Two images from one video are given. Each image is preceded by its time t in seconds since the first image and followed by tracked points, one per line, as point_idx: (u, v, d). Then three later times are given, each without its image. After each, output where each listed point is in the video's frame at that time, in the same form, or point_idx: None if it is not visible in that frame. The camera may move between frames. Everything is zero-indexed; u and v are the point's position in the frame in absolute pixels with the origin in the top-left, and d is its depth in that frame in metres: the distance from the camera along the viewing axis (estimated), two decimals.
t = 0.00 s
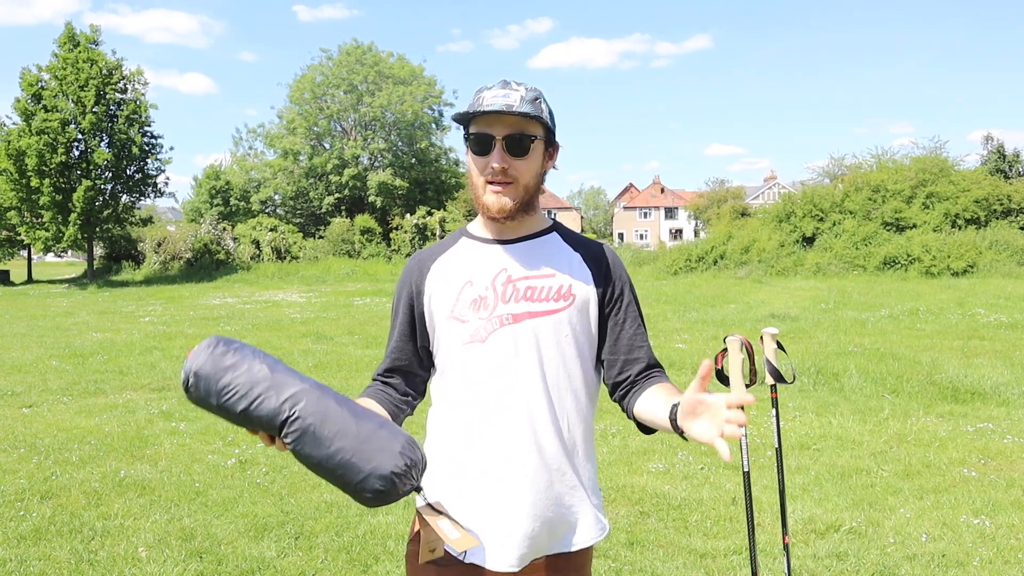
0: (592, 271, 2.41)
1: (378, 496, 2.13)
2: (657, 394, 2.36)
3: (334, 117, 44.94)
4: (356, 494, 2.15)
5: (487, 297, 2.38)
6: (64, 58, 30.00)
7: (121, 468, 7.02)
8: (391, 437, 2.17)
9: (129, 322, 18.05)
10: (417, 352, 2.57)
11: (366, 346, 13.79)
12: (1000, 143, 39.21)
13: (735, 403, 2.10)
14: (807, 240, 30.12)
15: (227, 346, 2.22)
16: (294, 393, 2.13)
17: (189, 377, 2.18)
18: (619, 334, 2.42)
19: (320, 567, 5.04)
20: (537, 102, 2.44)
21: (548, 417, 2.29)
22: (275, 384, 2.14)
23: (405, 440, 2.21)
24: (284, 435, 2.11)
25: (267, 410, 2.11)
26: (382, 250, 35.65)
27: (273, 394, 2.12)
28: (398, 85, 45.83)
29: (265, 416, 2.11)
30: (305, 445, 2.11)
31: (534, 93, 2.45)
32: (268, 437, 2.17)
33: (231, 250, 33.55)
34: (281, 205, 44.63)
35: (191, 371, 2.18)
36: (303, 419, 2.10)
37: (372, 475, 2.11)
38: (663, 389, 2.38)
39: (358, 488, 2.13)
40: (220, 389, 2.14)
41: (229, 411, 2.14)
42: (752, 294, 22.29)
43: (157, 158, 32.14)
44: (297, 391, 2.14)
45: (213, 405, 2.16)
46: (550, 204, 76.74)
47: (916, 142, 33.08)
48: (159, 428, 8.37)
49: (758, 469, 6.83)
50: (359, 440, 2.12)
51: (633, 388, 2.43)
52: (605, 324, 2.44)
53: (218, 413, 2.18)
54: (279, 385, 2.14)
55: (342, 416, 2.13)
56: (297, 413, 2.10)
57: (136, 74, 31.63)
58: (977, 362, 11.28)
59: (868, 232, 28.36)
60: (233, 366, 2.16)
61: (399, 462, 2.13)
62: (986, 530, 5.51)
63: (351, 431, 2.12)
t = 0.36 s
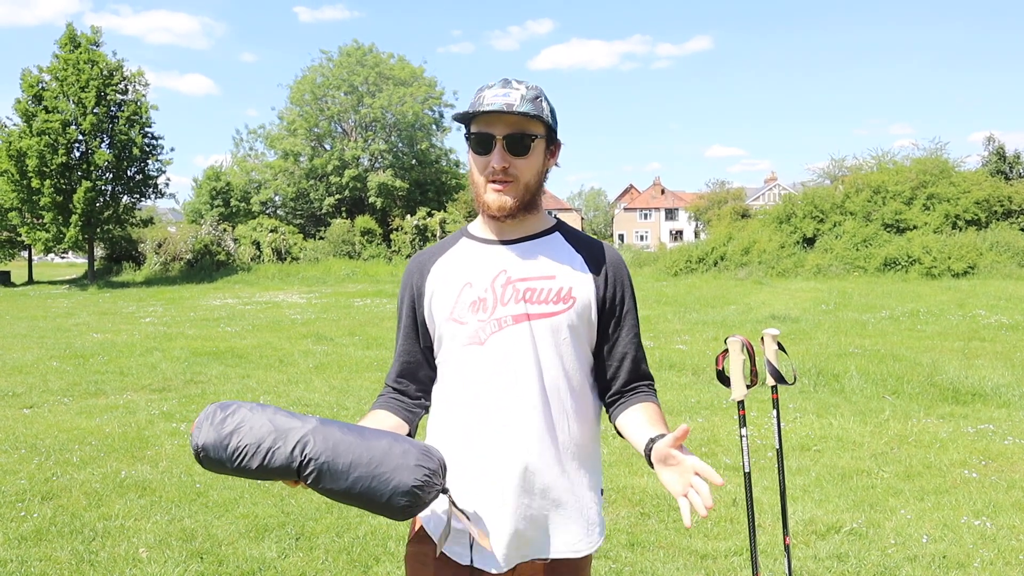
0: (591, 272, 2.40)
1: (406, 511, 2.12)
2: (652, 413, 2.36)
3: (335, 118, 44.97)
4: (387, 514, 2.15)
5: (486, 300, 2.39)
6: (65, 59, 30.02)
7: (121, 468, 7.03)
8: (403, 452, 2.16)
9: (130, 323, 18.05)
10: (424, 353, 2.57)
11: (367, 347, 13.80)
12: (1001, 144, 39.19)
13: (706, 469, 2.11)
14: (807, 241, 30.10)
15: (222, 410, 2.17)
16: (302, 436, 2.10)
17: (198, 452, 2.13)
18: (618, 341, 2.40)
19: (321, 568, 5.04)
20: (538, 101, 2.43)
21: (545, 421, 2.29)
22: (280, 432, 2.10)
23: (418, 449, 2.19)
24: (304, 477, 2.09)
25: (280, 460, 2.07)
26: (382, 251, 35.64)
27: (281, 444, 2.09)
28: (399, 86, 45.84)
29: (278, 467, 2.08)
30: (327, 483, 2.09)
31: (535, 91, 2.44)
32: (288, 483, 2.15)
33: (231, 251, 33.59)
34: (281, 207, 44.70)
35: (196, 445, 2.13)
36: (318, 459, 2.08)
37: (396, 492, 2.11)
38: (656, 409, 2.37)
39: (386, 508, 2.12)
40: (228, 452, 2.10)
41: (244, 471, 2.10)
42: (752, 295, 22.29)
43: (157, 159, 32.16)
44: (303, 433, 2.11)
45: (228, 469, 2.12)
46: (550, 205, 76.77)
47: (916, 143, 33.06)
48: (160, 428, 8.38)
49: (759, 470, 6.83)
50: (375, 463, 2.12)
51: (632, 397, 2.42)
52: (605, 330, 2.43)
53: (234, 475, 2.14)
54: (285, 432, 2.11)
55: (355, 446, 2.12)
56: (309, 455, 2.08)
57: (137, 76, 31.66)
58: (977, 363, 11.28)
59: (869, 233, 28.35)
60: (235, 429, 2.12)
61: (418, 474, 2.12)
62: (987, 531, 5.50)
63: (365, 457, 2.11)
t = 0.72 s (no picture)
0: (591, 273, 2.40)
1: (412, 498, 2.12)
2: (650, 412, 2.35)
3: (335, 119, 45.01)
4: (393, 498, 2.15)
5: (487, 302, 2.39)
6: (65, 61, 30.06)
7: (122, 469, 7.04)
8: (406, 435, 2.16)
9: (130, 324, 18.06)
10: (424, 357, 2.57)
11: (367, 348, 13.81)
12: (1001, 146, 39.18)
13: (706, 450, 2.09)
14: (808, 242, 30.10)
15: (223, 406, 2.22)
16: (302, 426, 2.13)
17: (201, 448, 2.18)
18: (617, 343, 2.40)
19: (320, 569, 5.04)
20: (536, 105, 2.42)
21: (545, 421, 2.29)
22: (281, 422, 2.14)
23: (424, 433, 2.19)
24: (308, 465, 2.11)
25: (281, 449, 2.10)
26: (382, 252, 35.66)
27: (283, 433, 2.12)
28: (399, 87, 45.86)
29: (280, 457, 2.10)
30: (332, 469, 2.11)
31: (533, 95, 2.43)
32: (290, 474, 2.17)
33: (231, 252, 33.64)
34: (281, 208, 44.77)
35: (199, 441, 2.18)
36: (319, 446, 2.10)
37: (401, 474, 2.11)
38: (659, 406, 2.37)
39: (393, 493, 2.12)
40: (231, 447, 2.13)
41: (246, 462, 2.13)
42: (752, 297, 22.31)
43: (157, 160, 32.20)
44: (304, 421, 2.14)
45: (232, 463, 2.15)
46: (551, 207, 76.80)
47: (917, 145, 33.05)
48: (160, 429, 8.39)
49: (759, 472, 6.83)
50: (377, 446, 2.13)
51: (629, 398, 2.41)
52: (604, 332, 2.42)
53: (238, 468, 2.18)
54: (286, 422, 2.14)
55: (356, 430, 2.14)
56: (311, 443, 2.10)
57: (138, 77, 31.70)
58: (978, 365, 11.27)
59: (869, 234, 28.35)
60: (237, 422, 2.16)
61: (420, 462, 2.12)
62: (988, 533, 5.50)
63: (367, 440, 2.13)
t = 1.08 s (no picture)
0: (586, 273, 2.40)
1: (421, 511, 2.09)
2: (644, 418, 2.36)
3: (335, 120, 44.99)
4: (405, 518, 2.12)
5: (484, 305, 2.38)
6: (65, 62, 30.08)
7: (121, 470, 7.04)
8: (407, 452, 2.13)
9: (129, 325, 18.06)
10: (420, 358, 2.56)
11: (367, 349, 13.82)
12: (1001, 146, 39.17)
13: (727, 495, 2.08)
14: (808, 243, 30.09)
15: (217, 457, 2.09)
16: (305, 461, 2.05)
17: (203, 504, 2.04)
18: (610, 344, 2.42)
19: (319, 570, 5.04)
20: (533, 109, 2.41)
21: (543, 423, 2.29)
22: (280, 462, 2.04)
23: (421, 444, 2.17)
24: (317, 499, 2.04)
25: (287, 489, 2.01)
26: (382, 253, 35.65)
27: (286, 473, 2.02)
28: (399, 88, 45.85)
29: (287, 497, 2.01)
30: (341, 500, 2.04)
31: (530, 98, 2.42)
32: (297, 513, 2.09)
33: (231, 253, 33.66)
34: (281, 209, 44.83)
35: (200, 497, 2.04)
36: (326, 478, 2.03)
37: (410, 491, 2.08)
38: (653, 415, 2.37)
39: (404, 511, 2.09)
40: (234, 495, 2.02)
41: (253, 509, 2.03)
42: (752, 297, 22.30)
43: (157, 161, 32.20)
44: (305, 456, 2.06)
45: (237, 513, 2.04)
46: (551, 208, 76.81)
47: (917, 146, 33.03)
48: (160, 430, 8.39)
49: (759, 473, 6.83)
50: (382, 468, 2.09)
51: (625, 401, 2.42)
52: (600, 333, 2.43)
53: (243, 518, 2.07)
54: (285, 460, 2.05)
55: (359, 457, 2.08)
56: (317, 476, 2.03)
57: (138, 78, 31.70)
58: (978, 366, 11.27)
59: (869, 235, 28.34)
60: (235, 469, 2.04)
61: (425, 474, 2.10)
62: (988, 534, 5.50)
63: (372, 465, 2.08)
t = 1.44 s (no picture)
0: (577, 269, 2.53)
1: (454, 505, 2.11)
2: (634, 400, 2.48)
3: (335, 120, 44.93)
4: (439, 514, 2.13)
5: (491, 303, 2.38)
6: (64, 61, 30.05)
7: (121, 469, 7.04)
8: (431, 449, 2.14)
9: (129, 324, 18.05)
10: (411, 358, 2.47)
11: (367, 348, 13.82)
12: (1000, 146, 39.14)
13: (722, 448, 2.19)
14: (808, 243, 30.06)
15: (237, 494, 2.03)
16: (332, 479, 2.03)
17: (233, 545, 1.98)
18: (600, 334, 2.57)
19: (318, 570, 5.03)
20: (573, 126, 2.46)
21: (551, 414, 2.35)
22: (306, 484, 2.02)
23: (441, 441, 2.15)
24: (353, 512, 2.03)
25: (320, 508, 1.99)
26: (382, 252, 35.62)
27: (314, 493, 2.00)
28: (399, 87, 45.81)
29: (321, 517, 1.99)
30: (376, 510, 2.04)
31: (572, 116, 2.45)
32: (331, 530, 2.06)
33: (231, 252, 33.64)
34: (281, 208, 44.83)
35: (228, 539, 1.98)
36: (358, 490, 2.02)
37: (443, 487, 2.09)
38: (642, 398, 2.49)
39: (439, 507, 2.10)
40: (267, 528, 1.97)
41: (288, 537, 1.99)
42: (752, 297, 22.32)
43: (157, 160, 32.20)
44: (332, 474, 2.04)
45: (271, 545, 1.99)
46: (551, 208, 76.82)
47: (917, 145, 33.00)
48: (159, 430, 8.39)
49: (758, 473, 6.83)
50: (409, 470, 2.08)
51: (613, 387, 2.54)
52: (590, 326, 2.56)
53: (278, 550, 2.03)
54: (313, 482, 2.02)
55: (386, 463, 2.07)
56: (349, 490, 2.01)
57: (138, 77, 31.68)
58: (978, 366, 11.26)
59: (869, 235, 28.32)
60: (261, 502, 2.00)
61: (456, 465, 2.11)
62: (987, 534, 5.50)
63: (398, 470, 2.07)
